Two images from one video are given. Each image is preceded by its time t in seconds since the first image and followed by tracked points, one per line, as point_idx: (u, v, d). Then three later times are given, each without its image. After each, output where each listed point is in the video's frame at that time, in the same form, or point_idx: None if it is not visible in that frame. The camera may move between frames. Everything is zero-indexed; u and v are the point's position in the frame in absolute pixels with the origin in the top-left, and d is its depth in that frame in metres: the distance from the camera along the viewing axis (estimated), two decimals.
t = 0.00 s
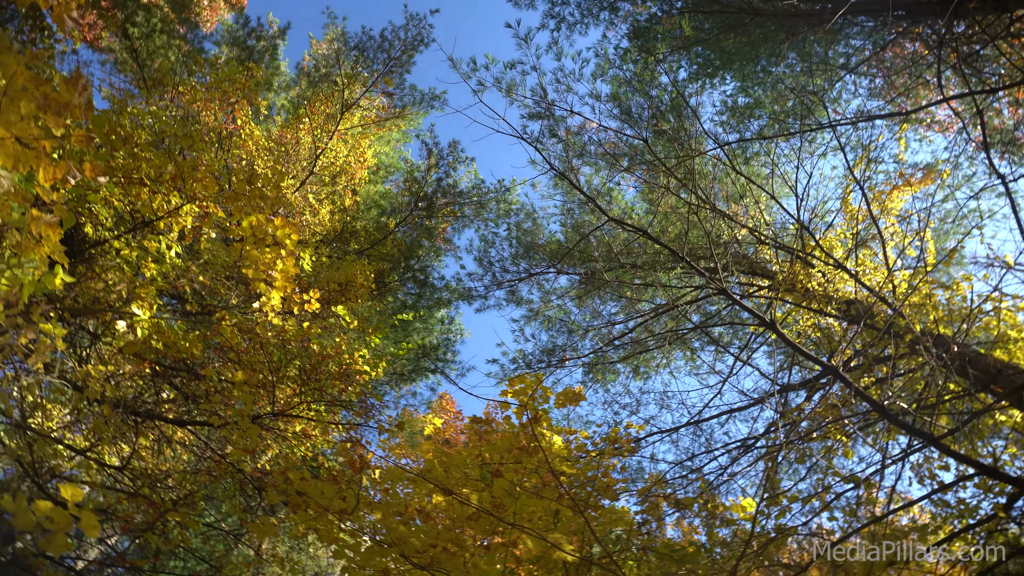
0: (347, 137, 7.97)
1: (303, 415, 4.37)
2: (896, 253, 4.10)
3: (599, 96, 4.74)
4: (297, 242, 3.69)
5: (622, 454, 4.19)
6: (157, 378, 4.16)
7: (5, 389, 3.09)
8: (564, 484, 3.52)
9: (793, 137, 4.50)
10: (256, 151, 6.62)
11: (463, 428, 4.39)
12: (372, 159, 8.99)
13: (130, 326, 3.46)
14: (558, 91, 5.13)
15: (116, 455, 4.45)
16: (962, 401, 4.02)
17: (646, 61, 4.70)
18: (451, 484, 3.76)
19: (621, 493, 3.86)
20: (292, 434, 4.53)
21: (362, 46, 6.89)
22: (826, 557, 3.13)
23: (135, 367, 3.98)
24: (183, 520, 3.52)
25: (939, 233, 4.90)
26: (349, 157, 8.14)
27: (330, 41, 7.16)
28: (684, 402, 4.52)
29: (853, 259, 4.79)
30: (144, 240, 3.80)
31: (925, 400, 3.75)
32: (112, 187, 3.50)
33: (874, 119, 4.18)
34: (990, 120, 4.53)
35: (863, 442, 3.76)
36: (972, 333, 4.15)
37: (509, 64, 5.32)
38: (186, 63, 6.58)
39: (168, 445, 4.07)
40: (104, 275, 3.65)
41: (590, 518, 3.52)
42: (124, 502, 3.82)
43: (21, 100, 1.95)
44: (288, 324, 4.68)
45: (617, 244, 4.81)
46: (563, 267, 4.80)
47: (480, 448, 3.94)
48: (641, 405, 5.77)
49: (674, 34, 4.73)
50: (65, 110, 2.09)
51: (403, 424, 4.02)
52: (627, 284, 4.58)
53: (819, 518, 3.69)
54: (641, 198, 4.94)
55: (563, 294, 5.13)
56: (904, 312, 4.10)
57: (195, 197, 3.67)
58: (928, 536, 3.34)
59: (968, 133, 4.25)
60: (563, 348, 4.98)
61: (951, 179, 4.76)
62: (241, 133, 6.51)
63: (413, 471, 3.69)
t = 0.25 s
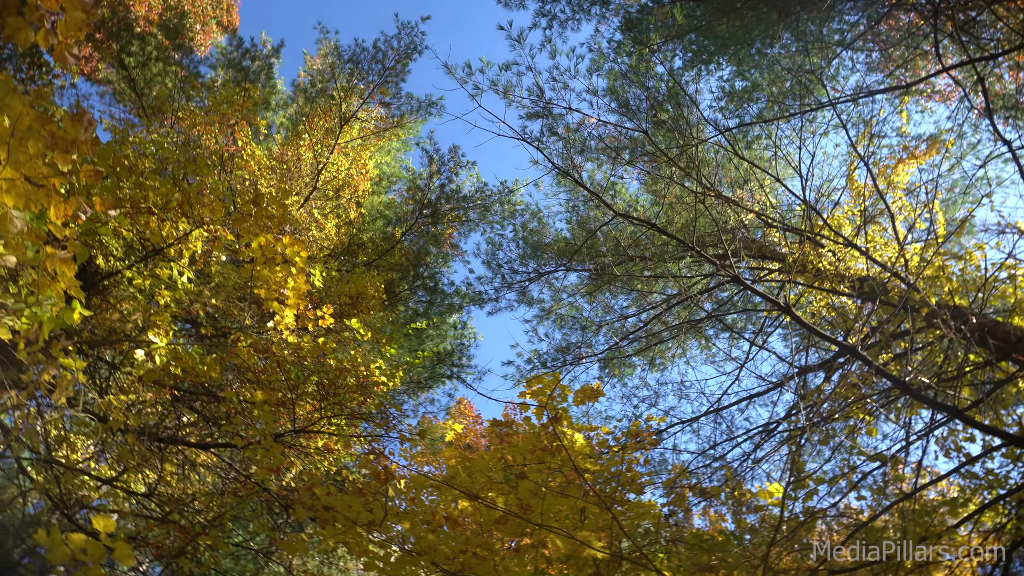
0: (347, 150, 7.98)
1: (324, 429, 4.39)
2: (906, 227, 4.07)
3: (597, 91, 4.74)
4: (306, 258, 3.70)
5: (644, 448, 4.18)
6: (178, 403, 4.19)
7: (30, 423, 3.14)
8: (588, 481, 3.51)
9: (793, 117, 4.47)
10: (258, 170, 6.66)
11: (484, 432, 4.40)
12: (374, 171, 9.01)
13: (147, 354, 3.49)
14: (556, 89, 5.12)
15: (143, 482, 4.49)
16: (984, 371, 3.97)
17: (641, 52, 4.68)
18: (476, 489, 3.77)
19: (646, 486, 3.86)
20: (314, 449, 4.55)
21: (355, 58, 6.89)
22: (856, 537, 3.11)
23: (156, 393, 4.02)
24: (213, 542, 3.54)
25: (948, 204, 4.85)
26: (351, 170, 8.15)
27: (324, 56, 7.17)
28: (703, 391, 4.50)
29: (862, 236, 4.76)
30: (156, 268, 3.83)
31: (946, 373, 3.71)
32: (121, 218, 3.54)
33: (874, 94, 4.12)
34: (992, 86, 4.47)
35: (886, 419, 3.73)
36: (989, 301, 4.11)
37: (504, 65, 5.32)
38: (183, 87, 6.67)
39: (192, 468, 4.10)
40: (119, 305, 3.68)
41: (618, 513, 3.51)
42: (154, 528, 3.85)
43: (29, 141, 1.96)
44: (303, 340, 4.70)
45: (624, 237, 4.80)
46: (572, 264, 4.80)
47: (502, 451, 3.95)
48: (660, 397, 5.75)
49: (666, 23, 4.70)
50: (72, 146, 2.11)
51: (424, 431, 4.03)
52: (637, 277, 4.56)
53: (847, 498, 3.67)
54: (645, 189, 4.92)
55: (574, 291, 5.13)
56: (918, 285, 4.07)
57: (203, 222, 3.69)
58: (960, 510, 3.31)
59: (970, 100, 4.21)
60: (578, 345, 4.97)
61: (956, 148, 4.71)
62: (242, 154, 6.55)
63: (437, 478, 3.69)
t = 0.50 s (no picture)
0: (347, 162, 8.00)
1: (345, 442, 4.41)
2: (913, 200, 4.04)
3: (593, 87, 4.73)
4: (316, 274, 3.72)
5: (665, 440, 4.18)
6: (198, 425, 4.22)
7: (56, 455, 3.17)
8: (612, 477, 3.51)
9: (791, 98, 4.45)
10: (260, 189, 6.69)
11: (503, 434, 4.40)
12: (375, 181, 9.02)
13: (165, 380, 3.51)
14: (552, 88, 5.11)
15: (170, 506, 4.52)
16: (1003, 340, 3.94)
17: (634, 44, 4.67)
18: (500, 492, 3.78)
19: (669, 478, 3.86)
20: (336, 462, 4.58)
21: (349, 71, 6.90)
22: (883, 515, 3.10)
23: (176, 417, 4.06)
24: (243, 561, 3.56)
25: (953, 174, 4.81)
26: (352, 182, 8.17)
27: (318, 71, 7.17)
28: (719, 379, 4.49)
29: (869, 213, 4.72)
30: (168, 294, 3.86)
31: (964, 345, 3.68)
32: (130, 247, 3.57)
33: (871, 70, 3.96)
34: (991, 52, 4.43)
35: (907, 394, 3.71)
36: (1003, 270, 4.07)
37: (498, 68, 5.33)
38: (181, 113, 6.73)
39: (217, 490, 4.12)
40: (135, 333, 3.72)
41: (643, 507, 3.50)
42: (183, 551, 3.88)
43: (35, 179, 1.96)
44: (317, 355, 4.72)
45: (630, 230, 4.80)
46: (580, 261, 4.80)
47: (523, 452, 3.96)
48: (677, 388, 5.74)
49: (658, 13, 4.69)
50: (80, 182, 2.11)
51: (443, 438, 4.03)
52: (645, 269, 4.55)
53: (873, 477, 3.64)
54: (648, 181, 4.91)
55: (583, 288, 5.13)
56: (929, 258, 4.05)
57: (211, 245, 3.71)
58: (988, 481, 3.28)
59: (969, 69, 4.18)
60: (592, 341, 4.98)
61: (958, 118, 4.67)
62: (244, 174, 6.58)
63: (460, 483, 3.70)
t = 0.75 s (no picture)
0: (349, 173, 8.03)
1: (362, 452, 4.42)
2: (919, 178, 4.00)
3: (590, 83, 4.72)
4: (325, 287, 3.72)
5: (682, 432, 4.16)
6: (216, 443, 4.25)
7: (79, 481, 3.19)
8: (631, 473, 3.50)
9: (789, 83, 4.41)
10: (264, 205, 6.72)
11: (520, 436, 4.40)
12: (378, 190, 9.06)
13: (182, 400, 3.53)
14: (550, 86, 5.10)
15: (194, 524, 4.55)
16: (1018, 315, 3.90)
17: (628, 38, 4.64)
18: (520, 493, 3.78)
19: (688, 470, 3.85)
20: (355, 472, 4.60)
21: (347, 81, 6.91)
22: (906, 497, 3.08)
23: (194, 435, 4.08)
24: None
25: (957, 149, 4.76)
26: (356, 192, 8.21)
27: (315, 83, 7.19)
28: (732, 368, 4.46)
29: (874, 193, 4.69)
30: (180, 315, 3.87)
31: (980, 321, 3.64)
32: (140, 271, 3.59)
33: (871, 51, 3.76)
34: (989, 24, 4.38)
35: (923, 374, 3.68)
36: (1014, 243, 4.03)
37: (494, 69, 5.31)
38: (181, 133, 6.86)
39: (238, 506, 4.15)
40: (149, 355, 3.75)
41: (665, 502, 3.50)
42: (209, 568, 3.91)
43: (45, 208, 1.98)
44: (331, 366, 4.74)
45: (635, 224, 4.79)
46: (587, 258, 4.79)
47: (540, 453, 3.95)
48: (691, 379, 5.73)
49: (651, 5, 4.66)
50: (88, 211, 2.11)
51: (460, 442, 4.04)
52: (653, 263, 4.55)
53: (893, 459, 3.62)
54: (650, 175, 4.90)
55: (592, 285, 5.13)
56: (939, 235, 4.01)
57: (219, 263, 3.72)
58: (1011, 459, 3.25)
59: (969, 42, 4.13)
60: (603, 337, 4.97)
61: (959, 93, 4.62)
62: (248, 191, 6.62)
63: (480, 487, 3.71)
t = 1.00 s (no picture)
0: (353, 182, 8.05)
1: (380, 459, 4.44)
2: (924, 158, 3.98)
3: (589, 80, 4.71)
4: (335, 297, 3.73)
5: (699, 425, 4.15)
6: (235, 458, 4.27)
7: (102, 502, 3.22)
8: (650, 469, 3.49)
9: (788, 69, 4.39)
10: (270, 218, 6.75)
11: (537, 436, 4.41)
12: (382, 198, 9.08)
13: (200, 417, 3.55)
14: (549, 85, 5.09)
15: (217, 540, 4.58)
16: None
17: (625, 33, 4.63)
18: (539, 493, 3.79)
19: (706, 463, 3.84)
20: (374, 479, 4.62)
21: (346, 91, 6.92)
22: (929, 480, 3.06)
23: (212, 451, 4.11)
24: None
25: (962, 127, 4.73)
26: (360, 201, 8.24)
27: (314, 94, 7.22)
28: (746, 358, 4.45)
29: (879, 176, 4.66)
30: (193, 332, 3.90)
31: (993, 299, 3.62)
32: (151, 291, 3.61)
33: (870, 32, 3.81)
34: None
35: (939, 355, 3.65)
36: None
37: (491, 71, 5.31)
38: (185, 151, 6.86)
39: (260, 519, 4.17)
40: (164, 373, 3.77)
41: (685, 495, 3.49)
42: None
43: (58, 234, 1.99)
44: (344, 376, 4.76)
45: (641, 219, 4.78)
46: (594, 255, 4.78)
47: (558, 452, 3.96)
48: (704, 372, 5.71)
49: None
50: (100, 235, 2.12)
51: (477, 445, 4.04)
52: (660, 257, 4.54)
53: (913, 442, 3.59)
54: (653, 168, 4.89)
55: (600, 282, 5.12)
56: (947, 214, 3.99)
57: (229, 279, 3.74)
58: None
59: (968, 19, 4.10)
60: (614, 333, 4.97)
61: (961, 70, 4.59)
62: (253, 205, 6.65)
63: (499, 489, 3.72)
